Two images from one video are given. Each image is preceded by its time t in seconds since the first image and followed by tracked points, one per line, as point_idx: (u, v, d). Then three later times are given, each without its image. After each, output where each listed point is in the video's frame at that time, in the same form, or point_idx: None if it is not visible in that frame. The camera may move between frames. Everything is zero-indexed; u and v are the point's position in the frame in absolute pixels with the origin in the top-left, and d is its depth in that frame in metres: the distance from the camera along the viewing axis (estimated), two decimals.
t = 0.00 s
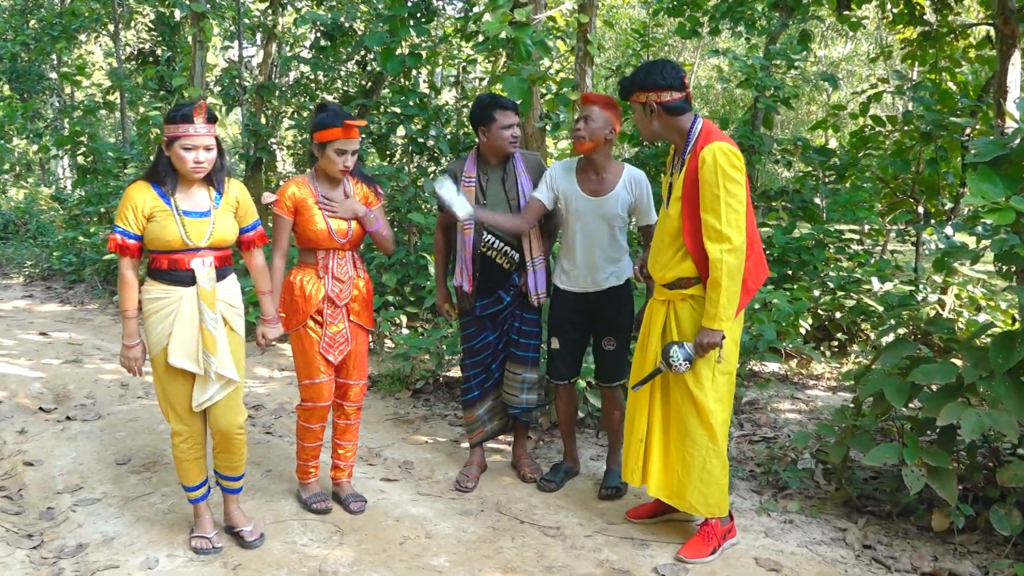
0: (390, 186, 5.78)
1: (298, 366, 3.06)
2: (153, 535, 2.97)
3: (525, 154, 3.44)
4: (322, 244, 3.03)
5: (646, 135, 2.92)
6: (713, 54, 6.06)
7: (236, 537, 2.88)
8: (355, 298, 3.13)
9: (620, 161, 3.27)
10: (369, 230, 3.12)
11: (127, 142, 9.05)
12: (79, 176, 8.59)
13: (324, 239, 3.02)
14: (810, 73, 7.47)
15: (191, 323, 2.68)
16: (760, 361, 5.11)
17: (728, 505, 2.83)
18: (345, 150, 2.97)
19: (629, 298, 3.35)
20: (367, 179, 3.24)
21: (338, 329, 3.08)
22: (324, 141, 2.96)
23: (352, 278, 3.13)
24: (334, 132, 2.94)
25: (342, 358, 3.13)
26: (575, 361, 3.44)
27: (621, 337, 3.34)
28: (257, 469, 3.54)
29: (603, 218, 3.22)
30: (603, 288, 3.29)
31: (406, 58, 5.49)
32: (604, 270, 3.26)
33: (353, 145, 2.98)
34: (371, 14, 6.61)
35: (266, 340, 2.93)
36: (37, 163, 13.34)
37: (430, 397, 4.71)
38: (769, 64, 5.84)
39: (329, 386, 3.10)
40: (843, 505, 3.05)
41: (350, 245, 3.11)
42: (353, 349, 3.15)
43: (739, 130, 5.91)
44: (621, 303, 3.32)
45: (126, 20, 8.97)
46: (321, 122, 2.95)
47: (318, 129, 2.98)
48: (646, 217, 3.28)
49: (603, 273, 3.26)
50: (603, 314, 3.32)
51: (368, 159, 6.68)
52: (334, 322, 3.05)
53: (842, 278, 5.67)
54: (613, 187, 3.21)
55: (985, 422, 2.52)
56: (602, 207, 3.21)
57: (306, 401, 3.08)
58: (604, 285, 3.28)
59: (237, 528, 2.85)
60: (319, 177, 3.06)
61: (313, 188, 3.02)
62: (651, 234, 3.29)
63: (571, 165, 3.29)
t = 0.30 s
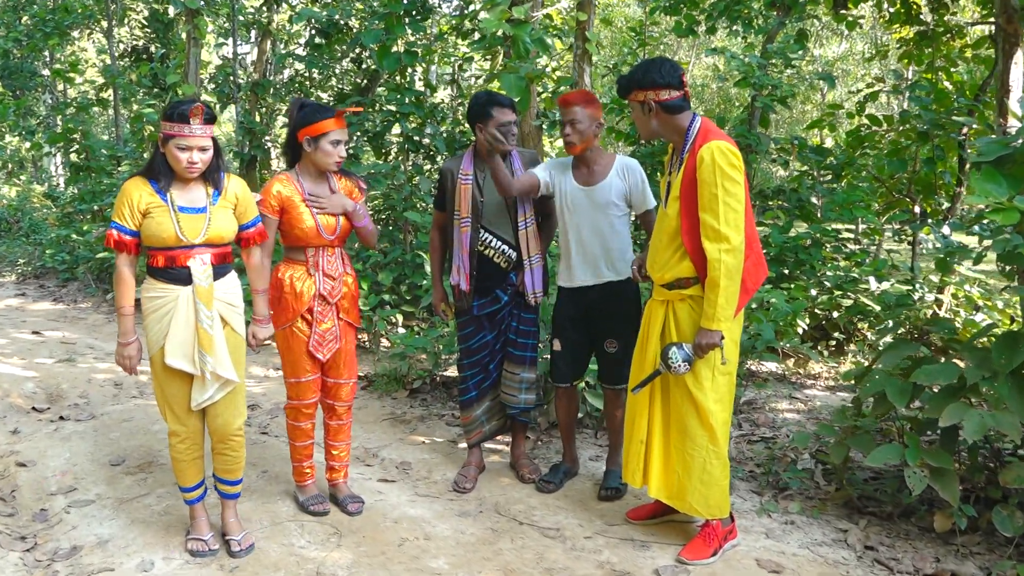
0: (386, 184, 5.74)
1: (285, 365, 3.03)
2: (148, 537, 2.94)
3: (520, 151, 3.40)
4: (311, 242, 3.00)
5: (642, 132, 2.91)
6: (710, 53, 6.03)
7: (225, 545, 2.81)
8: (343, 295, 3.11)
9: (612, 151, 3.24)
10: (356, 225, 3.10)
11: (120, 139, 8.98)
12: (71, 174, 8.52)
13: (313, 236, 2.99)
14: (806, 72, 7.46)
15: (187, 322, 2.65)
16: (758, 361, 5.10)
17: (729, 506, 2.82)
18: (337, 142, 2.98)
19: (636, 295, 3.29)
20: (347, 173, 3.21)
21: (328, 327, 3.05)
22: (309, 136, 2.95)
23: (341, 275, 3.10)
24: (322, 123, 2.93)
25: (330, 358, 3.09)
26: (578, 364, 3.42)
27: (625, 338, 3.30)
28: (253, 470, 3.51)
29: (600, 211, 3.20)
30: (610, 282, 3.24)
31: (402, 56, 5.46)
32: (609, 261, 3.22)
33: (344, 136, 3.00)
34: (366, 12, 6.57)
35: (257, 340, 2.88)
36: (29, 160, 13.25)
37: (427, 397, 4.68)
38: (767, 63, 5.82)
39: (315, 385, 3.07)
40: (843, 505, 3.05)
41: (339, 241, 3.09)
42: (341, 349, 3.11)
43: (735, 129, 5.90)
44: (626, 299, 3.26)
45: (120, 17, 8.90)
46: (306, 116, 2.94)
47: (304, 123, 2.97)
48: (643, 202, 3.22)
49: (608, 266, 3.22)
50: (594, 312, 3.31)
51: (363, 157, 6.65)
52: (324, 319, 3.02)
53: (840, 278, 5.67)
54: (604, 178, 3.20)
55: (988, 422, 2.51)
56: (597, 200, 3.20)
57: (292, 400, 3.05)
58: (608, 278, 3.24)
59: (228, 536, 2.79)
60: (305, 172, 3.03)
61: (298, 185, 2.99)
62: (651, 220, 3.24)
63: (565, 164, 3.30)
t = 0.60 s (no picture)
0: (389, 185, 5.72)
1: (288, 368, 3.01)
2: (161, 542, 2.93)
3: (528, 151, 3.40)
4: (316, 244, 2.98)
5: (647, 130, 2.88)
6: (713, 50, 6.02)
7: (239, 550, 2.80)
8: (346, 297, 3.10)
9: (619, 151, 3.25)
10: (359, 226, 3.08)
11: (119, 142, 8.95)
12: (72, 177, 8.49)
13: (318, 238, 2.98)
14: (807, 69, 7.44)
15: (203, 326, 2.63)
16: (766, 359, 5.09)
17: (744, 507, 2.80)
18: (336, 139, 2.96)
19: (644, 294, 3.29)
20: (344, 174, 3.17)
21: (333, 329, 3.03)
22: (312, 136, 2.93)
23: (345, 278, 3.09)
24: (321, 123, 2.92)
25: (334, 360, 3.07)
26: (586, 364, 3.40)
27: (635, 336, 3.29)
28: (263, 474, 3.49)
29: (610, 212, 3.19)
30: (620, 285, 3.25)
31: (404, 56, 5.43)
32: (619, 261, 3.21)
33: (343, 134, 2.98)
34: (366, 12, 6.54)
35: (277, 344, 2.86)
36: (29, 163, 13.22)
37: (435, 398, 4.67)
38: (769, 60, 5.80)
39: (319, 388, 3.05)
40: (858, 505, 3.05)
41: (342, 242, 3.07)
42: (344, 352, 3.09)
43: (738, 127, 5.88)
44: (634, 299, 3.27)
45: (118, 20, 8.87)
46: (305, 118, 2.93)
47: (303, 125, 2.96)
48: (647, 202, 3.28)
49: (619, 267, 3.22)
50: (598, 313, 3.30)
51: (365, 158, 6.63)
52: (328, 321, 3.01)
53: (846, 274, 5.62)
54: (614, 181, 3.20)
55: (1005, 420, 2.50)
56: (607, 201, 3.19)
57: (295, 402, 3.02)
58: (624, 281, 3.25)
59: (241, 541, 2.78)
60: (306, 172, 3.01)
61: (299, 186, 2.97)
62: (656, 222, 3.31)
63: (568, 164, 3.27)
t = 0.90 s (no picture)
0: (390, 188, 5.72)
1: (294, 376, 2.99)
2: (169, 550, 2.92)
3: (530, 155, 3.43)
4: (320, 250, 2.98)
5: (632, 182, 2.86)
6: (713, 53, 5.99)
7: (247, 557, 2.80)
8: (350, 301, 3.10)
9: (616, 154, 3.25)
10: (359, 230, 3.10)
11: (118, 146, 8.94)
12: (70, 181, 8.47)
13: (322, 243, 2.97)
14: (806, 69, 7.44)
15: (214, 333, 2.63)
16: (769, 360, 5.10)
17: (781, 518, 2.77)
18: (339, 146, 2.95)
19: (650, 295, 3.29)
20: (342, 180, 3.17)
21: (338, 333, 3.02)
22: (311, 143, 2.92)
23: (348, 283, 3.09)
24: (323, 130, 2.91)
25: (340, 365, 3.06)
26: (593, 367, 3.39)
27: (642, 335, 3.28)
28: (269, 480, 3.49)
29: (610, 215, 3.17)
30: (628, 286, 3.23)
31: (404, 59, 5.42)
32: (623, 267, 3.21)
33: (344, 142, 2.97)
34: (365, 15, 6.53)
35: (288, 353, 2.88)
36: (27, 168, 13.20)
37: (439, 402, 4.66)
38: (770, 62, 5.80)
39: (325, 393, 3.04)
40: (867, 507, 3.09)
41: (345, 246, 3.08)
42: (349, 356, 3.08)
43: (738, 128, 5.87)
44: (637, 301, 3.25)
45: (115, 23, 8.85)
46: (306, 124, 2.91)
47: (304, 132, 2.94)
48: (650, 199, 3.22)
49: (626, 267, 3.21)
50: (603, 315, 3.29)
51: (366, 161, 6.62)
52: (333, 326, 2.99)
53: (848, 275, 5.60)
54: (610, 183, 3.19)
55: (1015, 421, 2.51)
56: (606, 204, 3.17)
57: (302, 409, 3.01)
58: (631, 280, 3.23)
59: (249, 548, 2.78)
60: (307, 178, 3.00)
61: (300, 191, 2.96)
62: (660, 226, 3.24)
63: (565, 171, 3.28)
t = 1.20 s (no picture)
0: (392, 188, 5.71)
1: (302, 376, 2.99)
2: (175, 550, 2.92)
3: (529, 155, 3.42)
4: (325, 253, 2.98)
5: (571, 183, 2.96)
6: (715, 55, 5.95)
7: (254, 557, 2.80)
8: (354, 302, 3.10)
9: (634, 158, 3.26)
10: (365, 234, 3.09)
11: (119, 146, 8.93)
12: (71, 181, 8.46)
13: (328, 246, 2.97)
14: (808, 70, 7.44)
15: (226, 334, 2.63)
16: (772, 361, 5.12)
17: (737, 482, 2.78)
18: (349, 149, 2.95)
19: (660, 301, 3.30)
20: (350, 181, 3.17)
21: (345, 334, 3.02)
22: (320, 146, 2.93)
23: (353, 285, 3.09)
24: (333, 132, 2.91)
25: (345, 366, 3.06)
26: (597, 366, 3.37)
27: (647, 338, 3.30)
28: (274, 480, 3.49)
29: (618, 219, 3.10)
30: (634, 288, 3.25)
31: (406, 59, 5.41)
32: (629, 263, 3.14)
33: (355, 144, 2.98)
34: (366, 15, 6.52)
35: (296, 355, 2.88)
36: (27, 167, 13.19)
37: (443, 403, 4.67)
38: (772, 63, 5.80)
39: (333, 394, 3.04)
40: (873, 508, 3.12)
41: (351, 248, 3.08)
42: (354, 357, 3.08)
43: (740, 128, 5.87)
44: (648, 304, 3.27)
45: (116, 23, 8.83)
46: (317, 126, 2.93)
47: (314, 133, 2.95)
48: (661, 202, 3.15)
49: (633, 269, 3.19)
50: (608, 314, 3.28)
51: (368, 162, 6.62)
52: (340, 327, 2.99)
53: (851, 276, 5.54)
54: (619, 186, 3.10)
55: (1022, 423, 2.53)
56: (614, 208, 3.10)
57: (309, 410, 3.02)
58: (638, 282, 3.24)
59: (256, 549, 2.78)
60: (316, 179, 2.99)
61: (309, 190, 2.96)
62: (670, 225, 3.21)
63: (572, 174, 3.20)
